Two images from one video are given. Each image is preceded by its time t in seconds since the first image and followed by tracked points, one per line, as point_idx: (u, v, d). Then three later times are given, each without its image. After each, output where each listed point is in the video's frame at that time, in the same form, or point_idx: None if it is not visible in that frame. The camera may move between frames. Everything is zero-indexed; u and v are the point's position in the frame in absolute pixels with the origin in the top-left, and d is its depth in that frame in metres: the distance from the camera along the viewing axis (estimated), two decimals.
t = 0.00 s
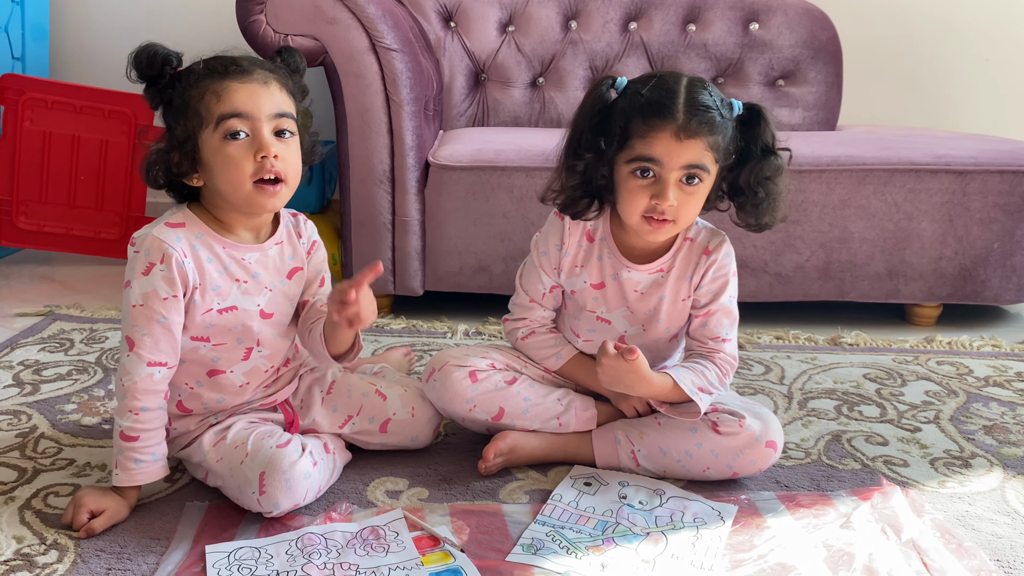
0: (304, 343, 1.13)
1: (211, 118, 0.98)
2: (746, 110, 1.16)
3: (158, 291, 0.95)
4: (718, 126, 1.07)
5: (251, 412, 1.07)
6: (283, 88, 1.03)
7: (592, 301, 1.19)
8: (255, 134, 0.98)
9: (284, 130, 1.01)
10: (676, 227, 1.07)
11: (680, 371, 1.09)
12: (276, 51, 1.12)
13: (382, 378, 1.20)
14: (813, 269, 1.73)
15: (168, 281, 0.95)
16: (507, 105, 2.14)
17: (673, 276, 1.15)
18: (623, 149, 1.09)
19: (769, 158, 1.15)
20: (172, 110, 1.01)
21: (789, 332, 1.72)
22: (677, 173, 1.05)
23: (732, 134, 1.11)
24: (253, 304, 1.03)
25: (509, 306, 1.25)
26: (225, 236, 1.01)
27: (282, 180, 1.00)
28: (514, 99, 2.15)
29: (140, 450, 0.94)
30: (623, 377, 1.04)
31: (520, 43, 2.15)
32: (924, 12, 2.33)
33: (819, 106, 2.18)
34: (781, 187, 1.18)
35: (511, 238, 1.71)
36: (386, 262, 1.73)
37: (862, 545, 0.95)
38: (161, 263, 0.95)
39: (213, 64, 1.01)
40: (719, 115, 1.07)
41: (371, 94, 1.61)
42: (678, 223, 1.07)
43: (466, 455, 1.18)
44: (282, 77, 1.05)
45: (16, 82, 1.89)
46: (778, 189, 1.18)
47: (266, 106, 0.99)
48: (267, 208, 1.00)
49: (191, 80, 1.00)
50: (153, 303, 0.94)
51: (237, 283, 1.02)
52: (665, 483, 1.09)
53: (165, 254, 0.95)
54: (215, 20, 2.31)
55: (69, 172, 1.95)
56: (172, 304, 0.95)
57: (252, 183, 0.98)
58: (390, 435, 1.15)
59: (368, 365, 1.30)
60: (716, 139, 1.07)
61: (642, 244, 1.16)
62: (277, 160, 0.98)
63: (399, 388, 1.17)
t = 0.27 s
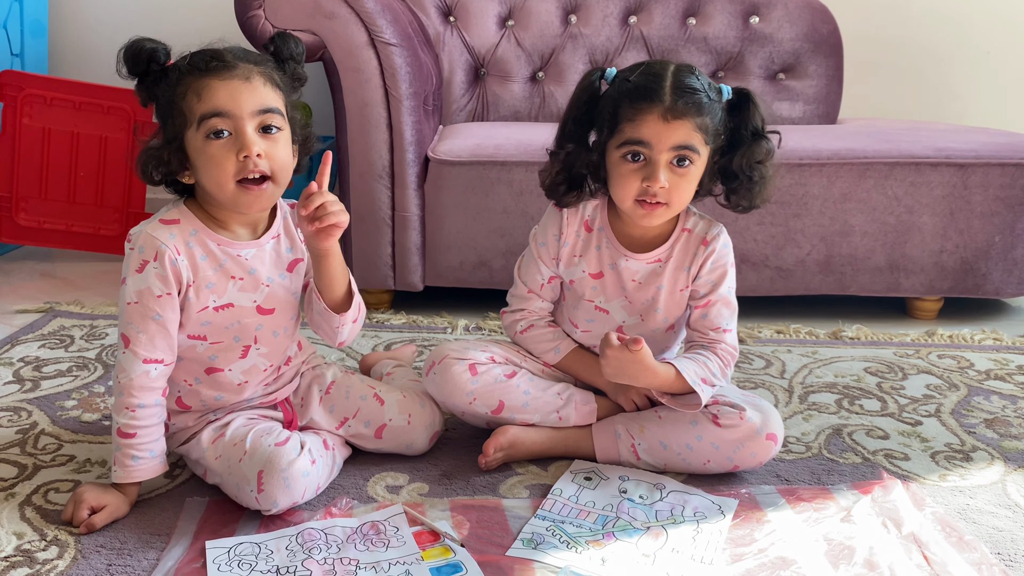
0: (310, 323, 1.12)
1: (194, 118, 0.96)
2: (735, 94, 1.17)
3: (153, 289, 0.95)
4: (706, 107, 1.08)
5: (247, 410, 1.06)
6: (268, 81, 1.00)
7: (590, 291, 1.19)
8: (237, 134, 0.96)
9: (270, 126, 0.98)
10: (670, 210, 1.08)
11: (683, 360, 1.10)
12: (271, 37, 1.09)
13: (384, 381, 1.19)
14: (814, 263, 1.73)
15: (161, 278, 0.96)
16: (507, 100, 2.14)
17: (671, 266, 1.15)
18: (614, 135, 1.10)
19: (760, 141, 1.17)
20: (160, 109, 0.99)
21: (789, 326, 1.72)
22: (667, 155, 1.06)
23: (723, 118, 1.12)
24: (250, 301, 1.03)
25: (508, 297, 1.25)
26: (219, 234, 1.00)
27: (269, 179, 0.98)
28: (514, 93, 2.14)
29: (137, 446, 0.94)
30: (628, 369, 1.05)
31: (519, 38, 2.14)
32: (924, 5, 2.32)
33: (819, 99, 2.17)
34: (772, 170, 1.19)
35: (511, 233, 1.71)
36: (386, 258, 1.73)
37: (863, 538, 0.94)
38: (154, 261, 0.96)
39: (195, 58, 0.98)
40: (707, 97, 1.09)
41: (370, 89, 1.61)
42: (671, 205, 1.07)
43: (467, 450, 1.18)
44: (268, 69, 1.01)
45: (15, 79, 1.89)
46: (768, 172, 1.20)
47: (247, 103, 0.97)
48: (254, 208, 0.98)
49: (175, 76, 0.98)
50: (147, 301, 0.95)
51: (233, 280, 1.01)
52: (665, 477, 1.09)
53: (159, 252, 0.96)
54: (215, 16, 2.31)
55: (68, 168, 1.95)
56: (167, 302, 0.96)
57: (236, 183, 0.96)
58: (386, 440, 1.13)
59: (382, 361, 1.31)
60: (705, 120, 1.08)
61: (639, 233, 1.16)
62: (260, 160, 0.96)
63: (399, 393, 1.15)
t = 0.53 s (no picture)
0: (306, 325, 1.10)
1: (176, 116, 0.95)
2: (728, 85, 1.17)
3: (146, 288, 0.95)
4: (701, 97, 1.08)
5: (247, 410, 1.06)
6: (250, 74, 0.98)
7: (590, 288, 1.18)
8: (218, 130, 0.95)
9: (252, 120, 0.97)
10: (668, 202, 1.07)
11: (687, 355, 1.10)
12: (264, 26, 1.06)
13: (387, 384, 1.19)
14: (815, 259, 1.73)
15: (156, 277, 0.95)
16: (507, 97, 2.13)
17: (671, 262, 1.14)
18: (611, 129, 1.10)
19: (755, 131, 1.17)
20: (149, 106, 0.99)
21: (791, 323, 1.72)
22: (663, 145, 1.06)
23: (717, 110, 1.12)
24: (245, 301, 1.02)
25: (507, 294, 1.25)
26: (213, 232, 1.00)
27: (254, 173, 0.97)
28: (514, 90, 2.14)
29: (133, 447, 0.94)
30: (633, 365, 1.05)
31: (519, 34, 2.14)
32: None
33: (820, 95, 2.17)
34: (767, 160, 1.19)
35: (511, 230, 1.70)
36: (386, 255, 1.72)
37: (864, 535, 0.94)
38: (148, 260, 0.95)
39: (178, 54, 0.97)
40: (701, 87, 1.09)
41: (370, 86, 1.60)
42: (669, 197, 1.07)
43: (467, 448, 1.17)
44: (252, 62, 0.99)
45: (15, 77, 1.89)
46: (763, 162, 1.19)
47: (227, 98, 0.95)
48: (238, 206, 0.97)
49: (160, 73, 0.97)
50: (141, 300, 0.94)
51: (228, 280, 1.01)
52: (666, 474, 1.09)
53: (152, 250, 0.95)
54: (215, 13, 2.30)
55: (68, 166, 1.95)
56: (161, 300, 0.95)
57: (218, 180, 0.95)
58: (387, 443, 1.13)
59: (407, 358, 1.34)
60: (700, 110, 1.08)
61: (638, 227, 1.16)
62: (241, 157, 0.94)
63: (401, 397, 1.15)
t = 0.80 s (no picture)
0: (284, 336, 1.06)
1: (161, 116, 0.95)
2: (730, 84, 1.17)
3: (127, 277, 0.95)
4: (700, 97, 1.08)
5: (246, 412, 1.06)
6: (236, 75, 0.96)
7: (592, 287, 1.18)
8: (198, 132, 0.94)
9: (234, 122, 0.95)
10: (668, 202, 1.07)
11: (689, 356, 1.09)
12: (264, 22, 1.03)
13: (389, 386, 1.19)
14: (817, 259, 1.72)
15: (136, 267, 0.95)
16: (509, 97, 2.13)
17: (673, 261, 1.14)
18: (611, 130, 1.10)
19: (756, 130, 1.17)
20: (144, 103, 0.99)
21: (793, 322, 1.72)
22: (663, 145, 1.06)
23: (718, 111, 1.12)
24: (228, 299, 1.01)
25: (509, 295, 1.25)
26: (201, 227, 0.99)
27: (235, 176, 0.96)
28: (515, 90, 2.14)
29: (102, 440, 0.93)
30: (635, 366, 1.04)
31: (521, 34, 2.14)
32: None
33: (822, 95, 2.17)
34: (768, 159, 1.19)
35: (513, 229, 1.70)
36: (388, 255, 1.73)
37: (867, 535, 0.94)
38: (129, 249, 0.95)
39: (166, 53, 0.96)
40: (701, 87, 1.09)
41: (371, 86, 1.60)
42: (669, 198, 1.07)
43: (469, 448, 1.17)
44: (239, 61, 0.98)
45: (17, 77, 1.89)
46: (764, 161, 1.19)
47: (208, 100, 0.94)
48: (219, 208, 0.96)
49: (150, 71, 0.97)
50: (121, 289, 0.95)
51: (211, 276, 1.00)
52: (668, 474, 1.09)
53: (135, 240, 0.95)
54: (216, 14, 2.30)
55: (70, 167, 1.95)
56: (141, 291, 0.95)
57: (197, 182, 0.94)
58: (389, 445, 1.13)
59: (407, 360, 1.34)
60: (700, 110, 1.08)
61: (639, 227, 1.16)
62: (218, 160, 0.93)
63: (403, 399, 1.15)
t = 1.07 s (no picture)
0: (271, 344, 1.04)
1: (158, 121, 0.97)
2: (729, 87, 1.18)
3: (124, 267, 0.96)
4: (698, 100, 1.08)
5: (245, 415, 1.06)
6: (228, 81, 0.96)
7: (593, 289, 1.18)
8: (189, 138, 0.95)
9: (226, 128, 0.96)
10: (667, 206, 1.08)
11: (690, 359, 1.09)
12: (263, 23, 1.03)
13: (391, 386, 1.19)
14: (818, 261, 1.72)
15: (134, 256, 0.96)
16: (510, 100, 2.14)
17: (673, 263, 1.15)
18: (609, 133, 1.10)
19: (755, 133, 1.17)
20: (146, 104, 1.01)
21: (794, 324, 1.72)
22: (661, 150, 1.06)
23: (717, 113, 1.12)
24: (221, 296, 1.00)
25: (510, 297, 1.25)
26: (199, 226, 1.00)
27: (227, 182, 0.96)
28: (517, 92, 2.14)
29: (92, 431, 0.93)
30: (634, 368, 1.05)
31: (522, 37, 2.14)
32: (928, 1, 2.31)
33: (823, 97, 2.17)
34: (767, 161, 1.19)
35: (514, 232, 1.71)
36: (390, 257, 1.73)
37: (867, 537, 0.94)
38: (128, 240, 0.97)
39: (163, 57, 0.97)
40: (700, 90, 1.09)
41: (372, 89, 1.60)
42: (668, 202, 1.07)
43: (470, 449, 1.18)
44: (232, 66, 0.97)
45: (20, 80, 1.89)
46: (764, 163, 1.19)
47: (199, 107, 0.94)
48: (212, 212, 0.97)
49: (149, 74, 0.98)
50: (117, 280, 0.96)
51: (206, 273, 1.00)
52: (668, 476, 1.09)
53: (133, 231, 0.97)
54: (218, 16, 2.31)
55: (72, 170, 1.95)
56: (137, 282, 0.96)
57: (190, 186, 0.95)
58: (392, 443, 1.13)
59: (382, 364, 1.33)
60: (697, 114, 1.08)
61: (640, 230, 1.16)
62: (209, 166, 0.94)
63: (407, 398, 1.16)
